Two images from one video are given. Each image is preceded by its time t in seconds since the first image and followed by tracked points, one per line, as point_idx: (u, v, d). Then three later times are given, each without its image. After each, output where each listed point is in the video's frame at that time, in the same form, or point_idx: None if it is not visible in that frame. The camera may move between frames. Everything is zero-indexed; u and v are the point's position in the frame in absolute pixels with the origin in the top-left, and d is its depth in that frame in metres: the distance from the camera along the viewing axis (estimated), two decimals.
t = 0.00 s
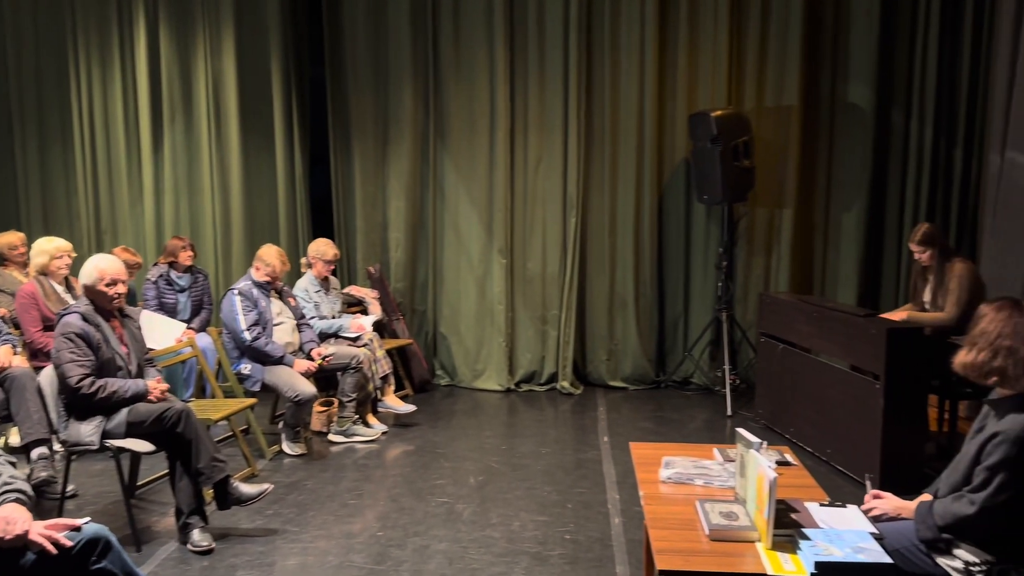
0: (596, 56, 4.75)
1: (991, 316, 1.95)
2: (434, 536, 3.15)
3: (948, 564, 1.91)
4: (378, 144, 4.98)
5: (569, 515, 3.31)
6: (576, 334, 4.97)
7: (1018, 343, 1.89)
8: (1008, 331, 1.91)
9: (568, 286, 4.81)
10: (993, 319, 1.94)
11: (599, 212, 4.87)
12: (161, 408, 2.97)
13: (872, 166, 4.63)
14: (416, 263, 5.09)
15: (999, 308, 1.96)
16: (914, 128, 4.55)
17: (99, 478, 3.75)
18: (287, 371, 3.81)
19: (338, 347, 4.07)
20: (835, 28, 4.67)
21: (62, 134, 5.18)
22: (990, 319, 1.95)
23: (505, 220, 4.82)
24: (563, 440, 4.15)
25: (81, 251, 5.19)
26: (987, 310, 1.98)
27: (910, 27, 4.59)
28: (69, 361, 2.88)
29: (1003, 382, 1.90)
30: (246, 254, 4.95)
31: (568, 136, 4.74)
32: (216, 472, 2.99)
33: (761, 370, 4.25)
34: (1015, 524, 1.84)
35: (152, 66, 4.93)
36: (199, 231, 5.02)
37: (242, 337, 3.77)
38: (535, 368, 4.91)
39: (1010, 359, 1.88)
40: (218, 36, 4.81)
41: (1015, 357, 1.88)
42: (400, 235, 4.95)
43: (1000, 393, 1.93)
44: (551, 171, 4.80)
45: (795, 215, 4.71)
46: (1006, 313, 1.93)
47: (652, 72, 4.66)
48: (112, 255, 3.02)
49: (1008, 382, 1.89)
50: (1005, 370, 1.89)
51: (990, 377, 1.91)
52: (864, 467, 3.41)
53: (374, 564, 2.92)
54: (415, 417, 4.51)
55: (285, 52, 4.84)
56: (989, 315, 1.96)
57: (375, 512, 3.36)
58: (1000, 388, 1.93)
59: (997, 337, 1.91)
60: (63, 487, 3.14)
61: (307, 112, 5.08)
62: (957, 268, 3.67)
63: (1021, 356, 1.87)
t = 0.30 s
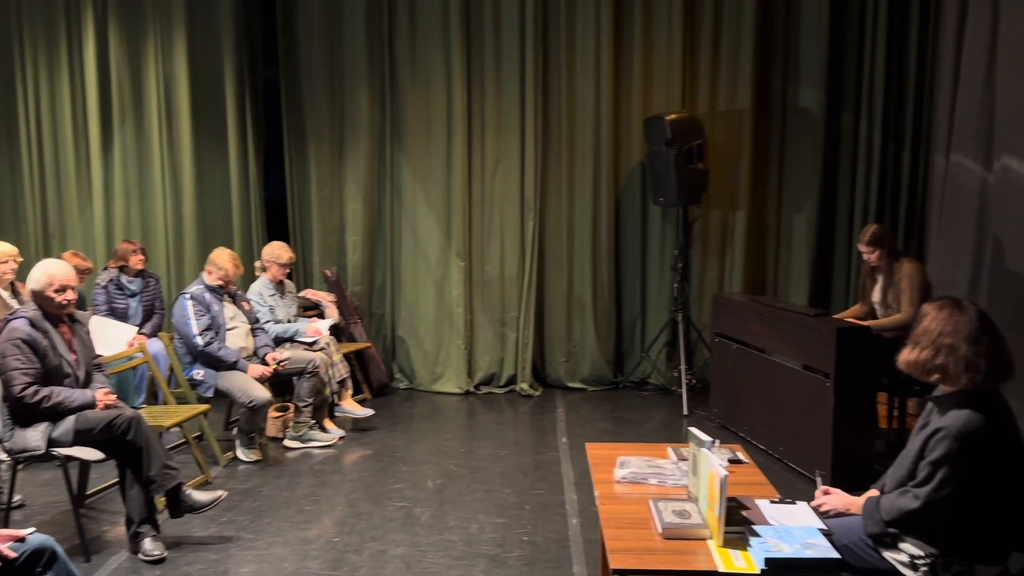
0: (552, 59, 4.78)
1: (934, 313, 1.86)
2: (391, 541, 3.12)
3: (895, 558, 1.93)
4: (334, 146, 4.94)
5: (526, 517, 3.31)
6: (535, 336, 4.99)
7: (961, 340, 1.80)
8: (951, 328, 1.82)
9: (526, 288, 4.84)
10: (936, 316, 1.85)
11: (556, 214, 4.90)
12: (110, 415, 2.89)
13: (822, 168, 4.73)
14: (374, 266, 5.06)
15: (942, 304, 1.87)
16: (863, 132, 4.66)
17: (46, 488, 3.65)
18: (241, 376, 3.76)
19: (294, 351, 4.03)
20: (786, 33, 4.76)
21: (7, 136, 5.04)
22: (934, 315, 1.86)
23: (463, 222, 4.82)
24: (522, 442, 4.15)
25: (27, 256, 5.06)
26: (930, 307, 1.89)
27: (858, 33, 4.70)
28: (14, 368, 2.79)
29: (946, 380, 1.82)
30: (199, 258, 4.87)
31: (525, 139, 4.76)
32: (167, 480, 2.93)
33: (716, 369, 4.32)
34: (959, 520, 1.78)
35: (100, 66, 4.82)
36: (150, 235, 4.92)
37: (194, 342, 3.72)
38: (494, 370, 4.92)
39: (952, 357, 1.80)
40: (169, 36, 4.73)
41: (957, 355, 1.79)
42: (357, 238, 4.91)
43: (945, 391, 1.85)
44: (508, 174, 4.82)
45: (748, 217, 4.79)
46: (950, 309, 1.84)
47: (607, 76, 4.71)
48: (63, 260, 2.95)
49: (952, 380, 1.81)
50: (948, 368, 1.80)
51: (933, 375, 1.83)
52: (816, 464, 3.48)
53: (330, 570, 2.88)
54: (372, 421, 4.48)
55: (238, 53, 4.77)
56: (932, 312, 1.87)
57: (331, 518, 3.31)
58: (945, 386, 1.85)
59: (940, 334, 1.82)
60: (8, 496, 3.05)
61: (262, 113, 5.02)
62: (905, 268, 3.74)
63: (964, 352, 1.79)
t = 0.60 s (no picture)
0: (516, 61, 4.80)
1: (888, 312, 1.90)
2: (355, 545, 3.07)
3: (851, 554, 1.94)
4: (296, 148, 4.90)
5: (492, 519, 3.29)
6: (501, 338, 4.99)
7: (913, 339, 1.83)
8: (904, 327, 1.85)
9: (492, 289, 4.85)
10: (890, 316, 1.89)
11: (521, 216, 4.91)
12: (66, 422, 2.83)
13: (782, 170, 4.81)
14: (338, 269, 5.02)
15: (895, 304, 1.90)
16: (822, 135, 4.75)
17: None
18: (201, 381, 3.71)
19: (255, 356, 4.00)
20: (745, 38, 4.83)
21: None
22: (887, 315, 1.90)
23: (428, 225, 4.80)
24: (488, 444, 4.14)
25: None
26: (884, 307, 1.92)
27: (816, 37, 4.78)
28: None
29: (899, 378, 1.85)
30: (159, 261, 4.79)
31: (490, 141, 4.77)
32: (126, 487, 2.87)
33: (680, 369, 4.36)
34: (914, 516, 1.80)
35: (56, 66, 4.72)
36: (109, 238, 4.84)
37: (152, 347, 3.64)
38: (460, 372, 4.91)
39: (905, 355, 1.83)
40: (126, 36, 4.65)
41: (910, 353, 1.82)
42: (320, 241, 4.86)
43: (901, 389, 1.88)
44: (472, 177, 4.82)
45: (710, 219, 4.86)
46: (903, 309, 1.88)
47: (570, 79, 4.75)
48: (20, 265, 2.87)
49: (905, 378, 1.84)
50: (901, 366, 1.83)
51: (887, 374, 1.86)
52: (777, 463, 3.52)
53: None
54: (337, 425, 4.44)
55: (197, 53, 4.70)
56: (885, 312, 1.91)
57: (294, 524, 3.25)
58: (899, 385, 1.88)
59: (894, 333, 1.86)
60: None
61: (223, 115, 4.96)
62: (864, 268, 3.79)
63: (917, 351, 1.82)
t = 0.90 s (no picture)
0: (486, 63, 4.81)
1: (851, 313, 1.92)
2: (324, 551, 3.02)
3: (817, 552, 1.94)
4: (264, 149, 4.85)
5: (463, 522, 3.27)
6: (472, 340, 4.99)
7: (876, 338, 1.86)
8: (866, 327, 1.88)
9: (463, 291, 4.84)
10: (853, 316, 1.91)
11: (491, 218, 4.91)
12: (28, 428, 2.77)
13: (749, 172, 4.86)
14: (308, 271, 4.98)
15: (858, 304, 1.93)
16: (789, 137, 4.81)
17: None
18: (167, 386, 3.65)
19: (221, 360, 3.94)
20: (713, 41, 4.88)
21: None
22: (850, 315, 1.92)
23: (398, 226, 4.78)
24: (459, 447, 4.13)
25: None
26: (847, 307, 1.95)
27: (782, 41, 4.84)
28: None
29: (863, 377, 1.87)
30: (124, 264, 4.71)
31: (460, 143, 4.77)
32: (89, 494, 2.81)
33: (650, 370, 4.38)
34: (878, 514, 1.83)
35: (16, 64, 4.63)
36: (72, 241, 4.74)
37: (117, 351, 3.58)
38: (431, 375, 4.90)
39: (869, 355, 1.86)
40: (89, 34, 4.56)
41: (873, 352, 1.85)
42: (289, 243, 4.82)
43: (864, 388, 1.91)
44: (443, 178, 4.81)
45: (679, 220, 4.89)
46: (865, 309, 1.90)
47: (540, 81, 4.76)
48: None
49: (868, 378, 1.86)
50: (864, 366, 1.86)
51: (851, 373, 1.89)
52: (746, 463, 3.55)
53: None
54: (306, 430, 4.40)
55: (162, 52, 4.63)
56: (848, 312, 1.93)
57: (262, 530, 3.20)
58: (862, 384, 1.91)
59: (856, 333, 1.88)
60: None
61: (189, 115, 4.89)
62: (830, 269, 3.84)
63: (879, 350, 1.85)
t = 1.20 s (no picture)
0: (464, 65, 4.80)
1: (827, 312, 1.94)
2: (301, 555, 2.99)
3: (794, 551, 1.95)
4: (238, 150, 4.79)
5: (442, 524, 3.25)
6: (450, 342, 4.97)
7: (852, 337, 1.87)
8: (843, 326, 1.89)
9: (441, 293, 4.83)
10: (829, 315, 1.93)
11: (470, 219, 4.91)
12: None
13: (726, 174, 4.90)
14: (284, 274, 4.93)
15: (834, 303, 1.94)
16: (764, 140, 4.85)
17: None
18: (141, 390, 3.60)
19: (197, 363, 3.92)
20: (689, 44, 4.91)
21: None
22: (827, 314, 1.94)
23: (375, 228, 4.76)
24: (437, 449, 4.11)
25: None
26: (823, 307, 1.96)
27: (758, 44, 4.88)
28: None
29: (840, 376, 1.89)
30: (96, 266, 4.63)
31: (437, 145, 4.75)
32: (62, 499, 2.75)
33: (628, 371, 4.39)
34: (854, 512, 1.85)
35: None
36: (42, 242, 4.65)
37: (89, 354, 3.51)
38: (409, 377, 4.88)
39: (845, 354, 1.87)
40: (61, 33, 4.49)
41: (849, 351, 1.87)
42: (264, 245, 4.77)
43: (841, 387, 1.93)
44: (420, 180, 4.79)
45: (656, 223, 4.92)
46: (841, 308, 1.92)
47: (517, 83, 4.76)
48: None
49: (845, 376, 1.88)
50: (841, 364, 1.88)
51: (827, 372, 1.90)
52: (723, 463, 3.57)
53: None
54: (282, 433, 4.35)
55: (135, 51, 4.56)
56: (825, 311, 1.94)
57: (238, 535, 3.16)
58: (839, 383, 1.92)
59: (833, 332, 1.90)
60: None
61: (163, 116, 4.83)
62: (805, 271, 3.87)
63: (855, 349, 1.86)
